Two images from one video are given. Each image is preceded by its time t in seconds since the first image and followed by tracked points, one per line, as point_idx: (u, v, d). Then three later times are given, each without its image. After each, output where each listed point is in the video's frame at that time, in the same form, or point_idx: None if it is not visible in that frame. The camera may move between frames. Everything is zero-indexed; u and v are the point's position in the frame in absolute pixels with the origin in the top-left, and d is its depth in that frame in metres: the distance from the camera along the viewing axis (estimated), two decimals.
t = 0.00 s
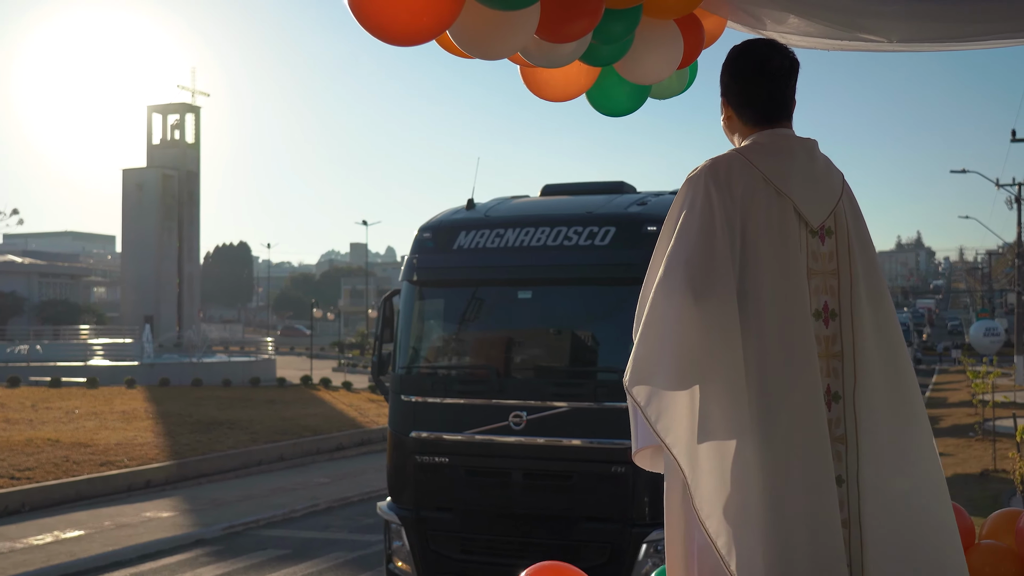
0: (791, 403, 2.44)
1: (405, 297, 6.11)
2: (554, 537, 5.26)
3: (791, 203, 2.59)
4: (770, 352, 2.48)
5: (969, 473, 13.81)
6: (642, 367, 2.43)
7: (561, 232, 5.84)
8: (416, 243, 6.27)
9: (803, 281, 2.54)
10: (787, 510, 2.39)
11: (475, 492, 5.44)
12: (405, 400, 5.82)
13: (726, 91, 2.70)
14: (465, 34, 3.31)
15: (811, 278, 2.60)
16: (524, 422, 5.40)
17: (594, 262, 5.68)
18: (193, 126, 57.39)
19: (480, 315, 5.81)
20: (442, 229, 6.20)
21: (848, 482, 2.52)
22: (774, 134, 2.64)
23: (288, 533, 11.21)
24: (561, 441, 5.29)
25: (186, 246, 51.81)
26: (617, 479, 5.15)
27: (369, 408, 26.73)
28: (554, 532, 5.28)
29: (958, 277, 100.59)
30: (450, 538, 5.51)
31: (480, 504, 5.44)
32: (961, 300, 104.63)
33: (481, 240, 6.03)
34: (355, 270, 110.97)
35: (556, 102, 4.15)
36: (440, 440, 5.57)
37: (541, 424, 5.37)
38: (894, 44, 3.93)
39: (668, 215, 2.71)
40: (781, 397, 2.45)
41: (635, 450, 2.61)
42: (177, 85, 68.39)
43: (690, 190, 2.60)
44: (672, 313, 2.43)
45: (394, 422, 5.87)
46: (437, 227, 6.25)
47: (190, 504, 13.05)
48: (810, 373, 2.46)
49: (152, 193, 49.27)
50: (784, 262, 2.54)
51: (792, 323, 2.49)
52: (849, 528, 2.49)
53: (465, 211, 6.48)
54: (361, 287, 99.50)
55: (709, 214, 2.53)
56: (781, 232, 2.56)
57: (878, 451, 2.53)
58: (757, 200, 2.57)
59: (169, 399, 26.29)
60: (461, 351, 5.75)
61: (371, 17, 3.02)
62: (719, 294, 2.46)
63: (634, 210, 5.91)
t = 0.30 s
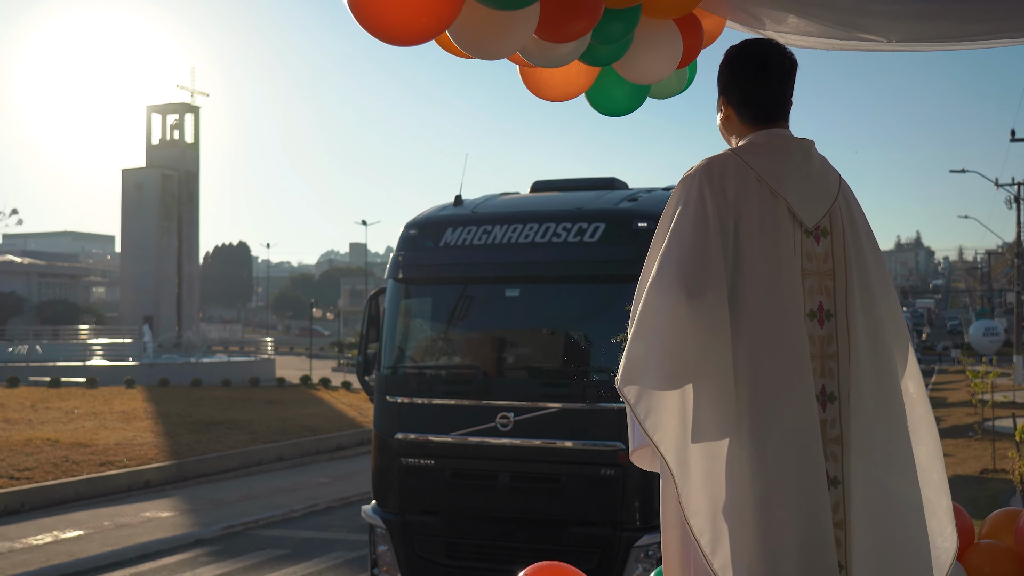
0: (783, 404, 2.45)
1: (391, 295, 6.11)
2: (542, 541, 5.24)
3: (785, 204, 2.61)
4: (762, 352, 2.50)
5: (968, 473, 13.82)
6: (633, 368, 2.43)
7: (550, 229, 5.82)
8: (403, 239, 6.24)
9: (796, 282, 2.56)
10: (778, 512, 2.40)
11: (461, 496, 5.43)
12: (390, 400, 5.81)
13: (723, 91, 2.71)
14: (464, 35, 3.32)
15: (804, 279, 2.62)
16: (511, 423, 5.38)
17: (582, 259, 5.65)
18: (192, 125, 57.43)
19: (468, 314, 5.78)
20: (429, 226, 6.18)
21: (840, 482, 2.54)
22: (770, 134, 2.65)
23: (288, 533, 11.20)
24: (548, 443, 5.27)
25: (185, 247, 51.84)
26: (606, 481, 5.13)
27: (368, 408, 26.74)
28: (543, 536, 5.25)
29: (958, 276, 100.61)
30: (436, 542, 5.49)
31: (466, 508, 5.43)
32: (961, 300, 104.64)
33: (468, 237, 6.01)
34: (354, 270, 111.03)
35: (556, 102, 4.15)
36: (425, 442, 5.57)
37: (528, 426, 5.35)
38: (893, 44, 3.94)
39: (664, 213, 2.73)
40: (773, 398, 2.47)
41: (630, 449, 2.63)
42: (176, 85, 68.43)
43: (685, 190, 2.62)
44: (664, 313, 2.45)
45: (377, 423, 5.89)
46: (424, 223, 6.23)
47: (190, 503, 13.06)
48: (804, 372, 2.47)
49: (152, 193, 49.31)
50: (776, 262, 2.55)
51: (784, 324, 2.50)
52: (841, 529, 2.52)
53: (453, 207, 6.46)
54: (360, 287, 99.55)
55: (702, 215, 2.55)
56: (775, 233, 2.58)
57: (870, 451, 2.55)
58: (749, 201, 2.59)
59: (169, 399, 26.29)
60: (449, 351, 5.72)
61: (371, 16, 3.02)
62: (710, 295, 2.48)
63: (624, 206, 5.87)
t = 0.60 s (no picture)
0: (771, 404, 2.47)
1: (377, 292, 6.11)
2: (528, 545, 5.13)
3: (778, 204, 2.63)
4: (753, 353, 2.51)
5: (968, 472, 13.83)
6: (624, 367, 2.45)
7: (538, 225, 5.74)
8: (388, 235, 6.23)
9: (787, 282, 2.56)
10: (765, 511, 2.43)
11: (446, 498, 5.37)
12: (373, 399, 5.80)
13: (721, 89, 2.71)
14: (465, 34, 3.31)
15: (798, 279, 2.62)
16: (498, 424, 5.32)
17: (571, 254, 5.57)
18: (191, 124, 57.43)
19: (455, 312, 5.74)
20: (415, 222, 6.15)
21: (833, 483, 2.54)
22: (766, 134, 2.66)
23: (287, 532, 11.18)
24: (536, 444, 5.20)
25: (185, 246, 51.83)
26: (594, 484, 5.03)
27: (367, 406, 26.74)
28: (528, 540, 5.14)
29: (957, 274, 100.62)
30: (419, 546, 5.42)
31: (450, 511, 5.36)
32: (960, 298, 104.67)
33: (455, 233, 5.97)
34: (353, 269, 111.03)
35: (557, 102, 4.14)
36: (410, 444, 5.54)
37: (514, 427, 5.28)
38: (893, 43, 3.93)
39: (660, 211, 2.75)
40: (762, 399, 2.48)
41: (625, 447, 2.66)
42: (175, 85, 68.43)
43: (679, 189, 2.64)
44: (655, 311, 2.47)
45: (362, 424, 5.86)
46: (411, 219, 6.20)
47: (189, 502, 13.04)
48: (792, 373, 2.48)
49: (151, 192, 49.29)
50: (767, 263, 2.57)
51: (773, 325, 2.51)
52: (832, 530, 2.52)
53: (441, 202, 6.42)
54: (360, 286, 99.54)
55: (693, 214, 2.58)
56: (766, 232, 2.59)
57: (862, 451, 2.55)
58: (741, 202, 2.61)
59: (168, 398, 26.28)
60: (437, 349, 5.68)
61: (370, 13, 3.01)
62: (700, 295, 2.50)
63: (616, 201, 5.78)
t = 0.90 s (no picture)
0: (761, 406, 2.48)
1: (357, 289, 6.04)
2: (511, 549, 5.17)
3: (771, 204, 2.63)
4: (744, 353, 2.52)
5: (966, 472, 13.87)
6: (616, 366, 2.49)
7: (523, 220, 5.67)
8: (369, 231, 6.15)
9: (778, 283, 2.57)
10: (755, 511, 2.44)
11: (428, 503, 5.37)
12: (352, 401, 5.78)
13: (718, 89, 2.71)
14: (463, 33, 3.31)
15: (791, 280, 2.63)
16: (479, 426, 5.30)
17: (556, 250, 5.50)
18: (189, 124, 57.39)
19: (439, 311, 5.68)
20: (396, 218, 6.08)
21: (826, 484, 2.56)
22: (760, 134, 2.67)
23: (285, 532, 11.18)
24: (521, 446, 5.18)
25: (183, 246, 51.78)
26: (580, 489, 5.04)
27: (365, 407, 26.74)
28: (512, 544, 5.18)
29: (954, 275, 100.79)
30: (400, 550, 5.43)
31: (432, 514, 5.37)
32: (957, 298, 104.84)
33: (437, 228, 5.88)
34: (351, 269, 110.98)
35: (554, 101, 4.15)
36: (391, 447, 5.50)
37: (498, 429, 5.26)
38: (891, 43, 3.94)
39: (654, 211, 2.78)
40: (752, 400, 2.49)
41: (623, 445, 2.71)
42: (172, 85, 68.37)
43: (673, 189, 2.66)
44: (645, 312, 2.49)
45: (341, 425, 5.82)
46: (391, 214, 6.13)
47: (186, 503, 13.03)
48: (783, 373, 2.49)
49: (149, 192, 49.25)
50: (758, 264, 2.58)
51: (764, 326, 2.52)
52: (823, 531, 2.54)
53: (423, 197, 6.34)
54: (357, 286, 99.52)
55: (686, 214, 2.59)
56: (758, 233, 2.60)
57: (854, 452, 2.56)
58: (734, 202, 2.62)
59: (166, 398, 26.26)
60: (420, 348, 5.63)
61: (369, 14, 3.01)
62: (692, 296, 2.52)
63: (602, 195, 5.71)
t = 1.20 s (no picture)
0: (761, 408, 2.48)
1: (337, 290, 5.97)
2: (495, 557, 5.11)
3: (770, 207, 2.63)
4: (745, 355, 2.52)
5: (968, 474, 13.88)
6: (616, 368, 2.49)
7: (508, 219, 5.65)
8: (350, 230, 6.09)
9: (779, 286, 2.57)
10: (755, 514, 2.45)
11: (410, 510, 5.30)
12: (332, 405, 5.66)
13: (719, 92, 2.71)
14: (464, 34, 3.32)
15: (790, 283, 2.63)
16: (462, 432, 5.19)
17: (542, 249, 5.46)
18: (190, 127, 57.49)
19: (425, 311, 5.62)
20: (376, 218, 6.02)
21: (828, 487, 2.56)
22: (760, 138, 2.67)
23: (286, 535, 11.17)
24: (506, 453, 5.09)
25: (183, 249, 51.82)
26: (567, 498, 4.98)
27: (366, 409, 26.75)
28: (495, 552, 5.12)
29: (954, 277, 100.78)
30: (381, 558, 5.36)
31: (413, 522, 5.29)
32: (957, 301, 104.80)
33: (419, 227, 5.83)
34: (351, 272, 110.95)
35: (553, 103, 4.15)
36: (372, 454, 5.42)
37: (481, 434, 5.16)
38: (891, 46, 3.94)
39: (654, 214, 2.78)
40: (752, 403, 2.49)
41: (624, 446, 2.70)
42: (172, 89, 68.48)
43: (672, 193, 2.66)
44: (645, 313, 2.49)
45: (321, 431, 5.72)
46: (373, 213, 6.07)
47: (187, 505, 13.02)
48: (782, 376, 2.49)
49: (150, 195, 49.33)
50: (758, 267, 2.58)
51: (764, 330, 2.52)
52: (826, 533, 2.55)
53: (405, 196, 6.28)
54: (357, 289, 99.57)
55: (686, 217, 2.59)
56: (760, 236, 2.60)
57: (858, 455, 2.55)
58: (733, 205, 2.63)
59: (166, 400, 26.26)
60: (402, 349, 5.56)
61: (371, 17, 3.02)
62: (692, 299, 2.52)
63: (589, 193, 5.70)
